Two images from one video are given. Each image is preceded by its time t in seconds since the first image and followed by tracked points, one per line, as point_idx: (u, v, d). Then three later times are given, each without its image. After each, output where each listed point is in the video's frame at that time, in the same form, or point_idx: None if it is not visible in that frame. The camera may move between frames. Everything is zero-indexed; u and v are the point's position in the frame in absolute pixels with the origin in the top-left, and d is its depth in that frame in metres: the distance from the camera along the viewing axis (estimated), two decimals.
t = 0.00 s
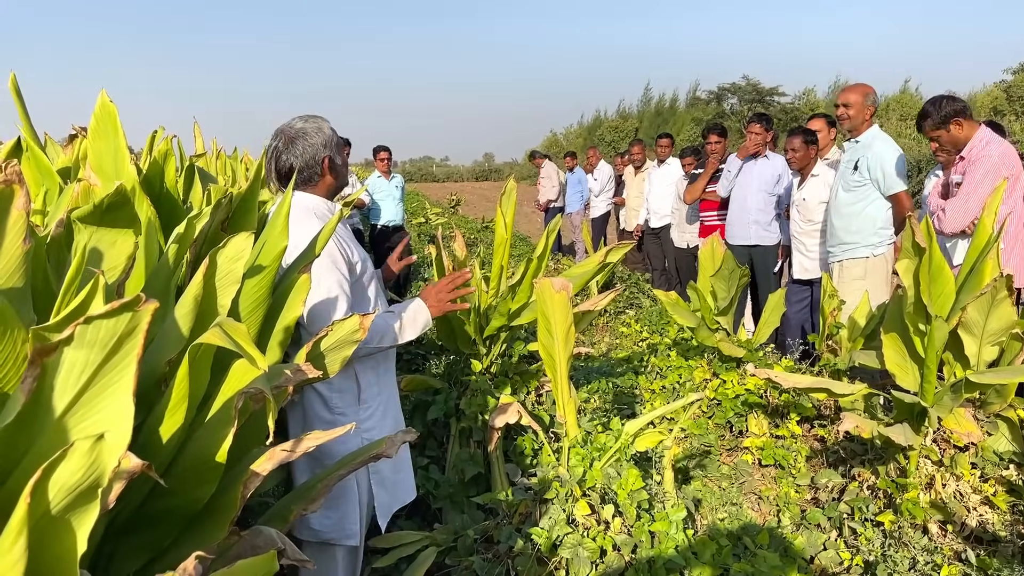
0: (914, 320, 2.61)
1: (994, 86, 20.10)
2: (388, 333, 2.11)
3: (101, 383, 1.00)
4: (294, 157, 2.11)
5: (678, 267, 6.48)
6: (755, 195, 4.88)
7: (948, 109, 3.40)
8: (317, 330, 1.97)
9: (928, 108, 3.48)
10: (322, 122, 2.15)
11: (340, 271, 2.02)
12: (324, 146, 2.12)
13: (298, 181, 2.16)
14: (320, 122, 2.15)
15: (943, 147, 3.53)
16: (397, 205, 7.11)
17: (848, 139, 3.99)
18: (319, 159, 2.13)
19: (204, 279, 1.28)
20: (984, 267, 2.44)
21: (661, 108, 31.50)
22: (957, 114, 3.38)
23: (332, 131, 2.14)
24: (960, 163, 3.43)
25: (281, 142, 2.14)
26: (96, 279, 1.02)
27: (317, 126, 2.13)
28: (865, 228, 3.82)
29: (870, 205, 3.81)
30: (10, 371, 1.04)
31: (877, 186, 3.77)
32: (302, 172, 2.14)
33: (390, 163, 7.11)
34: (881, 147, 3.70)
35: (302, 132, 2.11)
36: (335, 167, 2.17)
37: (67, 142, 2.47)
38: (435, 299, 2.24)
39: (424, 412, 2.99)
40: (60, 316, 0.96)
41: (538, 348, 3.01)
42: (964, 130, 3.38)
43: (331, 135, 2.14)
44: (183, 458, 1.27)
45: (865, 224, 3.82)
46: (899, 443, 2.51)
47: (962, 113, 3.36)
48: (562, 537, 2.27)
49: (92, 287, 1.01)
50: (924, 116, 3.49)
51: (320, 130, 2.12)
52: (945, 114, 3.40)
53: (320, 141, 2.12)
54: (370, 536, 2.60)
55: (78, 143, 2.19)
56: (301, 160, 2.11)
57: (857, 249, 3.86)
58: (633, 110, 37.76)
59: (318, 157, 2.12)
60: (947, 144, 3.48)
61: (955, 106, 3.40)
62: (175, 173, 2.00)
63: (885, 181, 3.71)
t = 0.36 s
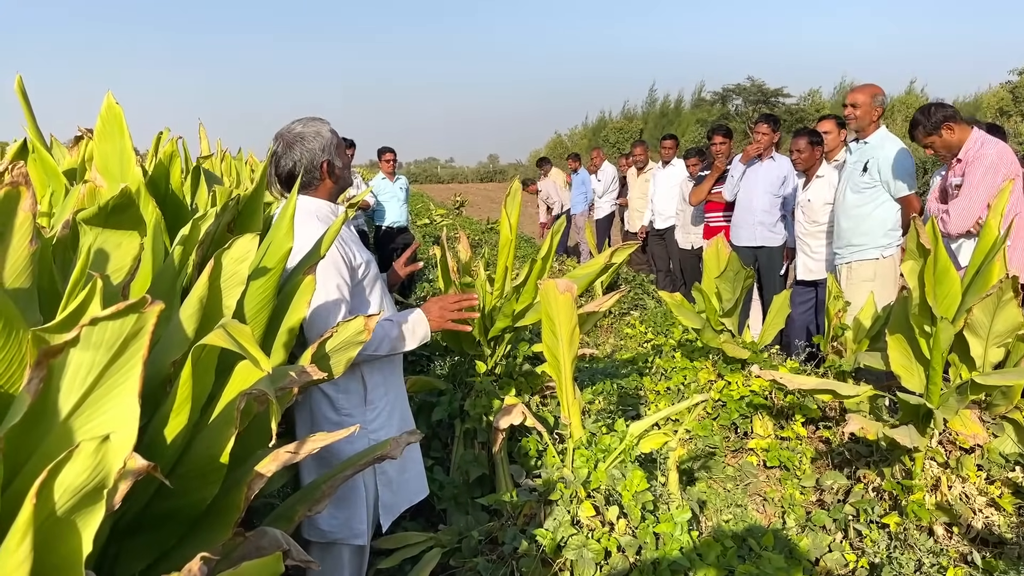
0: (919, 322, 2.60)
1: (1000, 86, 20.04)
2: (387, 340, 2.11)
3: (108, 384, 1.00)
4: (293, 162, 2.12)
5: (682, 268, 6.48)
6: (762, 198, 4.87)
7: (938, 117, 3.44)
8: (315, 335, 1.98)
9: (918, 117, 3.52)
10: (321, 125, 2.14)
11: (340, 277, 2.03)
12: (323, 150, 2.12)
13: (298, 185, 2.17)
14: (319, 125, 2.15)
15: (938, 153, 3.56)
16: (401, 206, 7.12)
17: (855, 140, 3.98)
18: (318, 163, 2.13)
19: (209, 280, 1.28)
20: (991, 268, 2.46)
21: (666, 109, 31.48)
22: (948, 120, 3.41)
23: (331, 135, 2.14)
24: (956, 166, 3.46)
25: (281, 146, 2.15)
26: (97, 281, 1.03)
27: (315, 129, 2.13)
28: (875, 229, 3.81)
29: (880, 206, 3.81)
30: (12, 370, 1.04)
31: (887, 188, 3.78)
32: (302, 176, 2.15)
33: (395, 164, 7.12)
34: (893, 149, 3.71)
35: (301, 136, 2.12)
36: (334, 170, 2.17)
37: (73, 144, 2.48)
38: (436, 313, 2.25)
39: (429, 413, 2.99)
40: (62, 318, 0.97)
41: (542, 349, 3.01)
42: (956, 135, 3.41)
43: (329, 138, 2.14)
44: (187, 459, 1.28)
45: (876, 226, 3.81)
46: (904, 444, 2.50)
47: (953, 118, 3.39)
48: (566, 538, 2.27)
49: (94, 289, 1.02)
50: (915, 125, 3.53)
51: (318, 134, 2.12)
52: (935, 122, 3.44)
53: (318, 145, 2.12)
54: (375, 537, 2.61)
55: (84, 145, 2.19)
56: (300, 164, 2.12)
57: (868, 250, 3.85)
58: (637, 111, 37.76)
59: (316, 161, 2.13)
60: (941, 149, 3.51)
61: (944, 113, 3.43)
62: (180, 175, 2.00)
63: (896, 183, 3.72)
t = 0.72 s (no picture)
0: (925, 323, 2.59)
1: (1004, 87, 19.99)
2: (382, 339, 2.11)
3: (115, 384, 1.01)
4: (292, 163, 2.13)
5: (686, 270, 6.48)
6: (766, 198, 4.87)
7: (937, 119, 3.45)
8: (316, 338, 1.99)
9: (917, 120, 3.53)
10: (323, 126, 2.13)
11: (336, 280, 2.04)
12: (323, 152, 2.12)
13: (297, 185, 2.18)
14: (321, 126, 2.14)
15: (938, 156, 3.56)
16: (405, 208, 7.13)
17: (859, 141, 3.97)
18: (317, 166, 2.13)
19: (215, 281, 1.28)
20: (996, 269, 2.43)
21: (669, 110, 31.46)
22: (946, 122, 3.42)
23: (331, 138, 2.13)
24: (958, 166, 3.45)
25: (283, 145, 2.15)
26: (106, 281, 1.02)
27: (316, 131, 2.12)
28: (875, 230, 3.80)
29: (879, 208, 3.79)
30: (19, 370, 1.04)
31: (887, 190, 3.77)
32: (301, 177, 2.15)
33: (398, 166, 7.11)
34: (893, 150, 3.69)
35: (302, 138, 2.12)
36: (334, 173, 2.17)
37: (78, 145, 2.48)
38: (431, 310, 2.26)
39: (433, 414, 3.00)
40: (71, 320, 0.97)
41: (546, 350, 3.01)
42: (954, 137, 3.42)
43: (330, 140, 2.12)
44: (193, 460, 1.28)
45: (875, 228, 3.80)
46: (909, 446, 2.49)
47: (951, 120, 3.39)
48: (570, 540, 2.27)
49: (103, 289, 1.01)
50: (914, 128, 3.55)
51: (319, 136, 2.11)
52: (934, 124, 3.45)
53: (318, 148, 2.11)
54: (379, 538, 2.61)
55: (89, 146, 2.19)
56: (299, 165, 2.13)
57: (868, 252, 3.84)
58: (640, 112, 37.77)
59: (316, 163, 2.12)
60: (940, 152, 3.51)
61: (942, 115, 3.44)
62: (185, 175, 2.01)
63: (896, 185, 3.71)
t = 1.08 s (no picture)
0: (929, 324, 2.59)
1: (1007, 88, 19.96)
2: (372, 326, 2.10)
3: (119, 385, 1.00)
4: (289, 163, 2.13)
5: (688, 270, 6.48)
6: (769, 198, 4.87)
7: (939, 122, 3.45)
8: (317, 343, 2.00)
9: (919, 124, 3.53)
10: (322, 127, 2.14)
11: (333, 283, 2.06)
12: (320, 153, 2.12)
13: (295, 184, 2.18)
14: (321, 128, 2.15)
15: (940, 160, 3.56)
16: (408, 208, 7.13)
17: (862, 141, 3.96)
18: (314, 166, 2.13)
19: (219, 281, 1.28)
20: (1001, 270, 2.43)
21: (671, 110, 31.45)
22: (948, 126, 3.43)
23: (329, 139, 2.13)
24: (961, 168, 3.44)
25: (283, 145, 2.16)
26: (110, 281, 1.02)
27: (315, 132, 2.13)
28: (874, 231, 3.80)
29: (879, 208, 3.78)
30: (24, 370, 1.03)
31: (886, 190, 3.75)
32: (297, 177, 2.15)
33: (401, 166, 7.11)
34: (893, 151, 3.68)
35: (300, 137, 2.12)
36: (330, 174, 2.16)
37: (83, 145, 2.48)
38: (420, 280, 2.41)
39: (436, 415, 3.00)
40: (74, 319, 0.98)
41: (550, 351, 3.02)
42: (957, 140, 3.42)
43: (328, 142, 2.13)
44: (197, 460, 1.27)
45: (874, 228, 3.80)
46: (914, 447, 2.48)
47: (953, 123, 3.40)
48: (574, 540, 2.26)
49: (107, 290, 1.01)
50: (917, 132, 3.55)
51: (317, 137, 2.12)
52: (936, 127, 3.45)
53: (315, 148, 2.12)
54: (382, 538, 2.60)
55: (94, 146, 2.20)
56: (297, 165, 2.13)
57: (867, 253, 3.84)
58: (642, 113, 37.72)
59: (313, 163, 2.12)
60: (942, 156, 3.51)
61: (943, 119, 3.44)
62: (189, 175, 2.00)
63: (895, 185, 3.69)
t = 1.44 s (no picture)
0: (932, 324, 2.59)
1: (1010, 87, 19.91)
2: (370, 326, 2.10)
3: (125, 384, 1.01)
4: (286, 162, 2.13)
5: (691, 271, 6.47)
6: (772, 199, 4.87)
7: (945, 124, 3.44)
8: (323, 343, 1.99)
9: (924, 126, 3.52)
10: (318, 127, 2.15)
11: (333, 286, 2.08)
12: (317, 152, 2.13)
13: (292, 184, 2.19)
14: (318, 127, 2.16)
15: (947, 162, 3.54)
16: (410, 208, 7.13)
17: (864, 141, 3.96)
18: (311, 165, 2.13)
19: (223, 281, 1.29)
20: (1004, 270, 2.42)
21: (673, 110, 31.42)
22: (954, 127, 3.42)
23: (325, 138, 2.14)
24: (969, 170, 3.44)
25: (281, 145, 2.17)
26: (115, 281, 1.02)
27: (312, 132, 2.14)
28: (880, 232, 3.79)
29: (885, 209, 3.78)
30: (28, 369, 1.03)
31: (892, 191, 3.74)
32: (294, 176, 2.16)
33: (404, 167, 7.11)
34: (897, 152, 3.66)
35: (297, 137, 2.14)
36: (327, 174, 2.17)
37: (87, 145, 2.49)
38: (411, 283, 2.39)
39: (439, 415, 3.00)
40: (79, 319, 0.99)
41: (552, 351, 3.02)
42: (964, 141, 3.40)
43: (325, 141, 2.14)
44: (199, 460, 1.28)
45: (880, 229, 3.79)
46: (917, 448, 2.48)
47: (959, 125, 3.39)
48: (577, 541, 2.26)
49: (112, 289, 1.01)
50: (922, 134, 3.53)
51: (314, 137, 2.13)
52: (942, 129, 3.44)
53: (311, 148, 2.13)
54: (384, 538, 2.61)
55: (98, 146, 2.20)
56: (293, 165, 2.14)
57: (872, 254, 3.84)
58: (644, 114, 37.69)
59: (309, 163, 2.13)
60: (948, 158, 3.49)
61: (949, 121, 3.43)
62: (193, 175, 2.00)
63: (900, 186, 3.69)
